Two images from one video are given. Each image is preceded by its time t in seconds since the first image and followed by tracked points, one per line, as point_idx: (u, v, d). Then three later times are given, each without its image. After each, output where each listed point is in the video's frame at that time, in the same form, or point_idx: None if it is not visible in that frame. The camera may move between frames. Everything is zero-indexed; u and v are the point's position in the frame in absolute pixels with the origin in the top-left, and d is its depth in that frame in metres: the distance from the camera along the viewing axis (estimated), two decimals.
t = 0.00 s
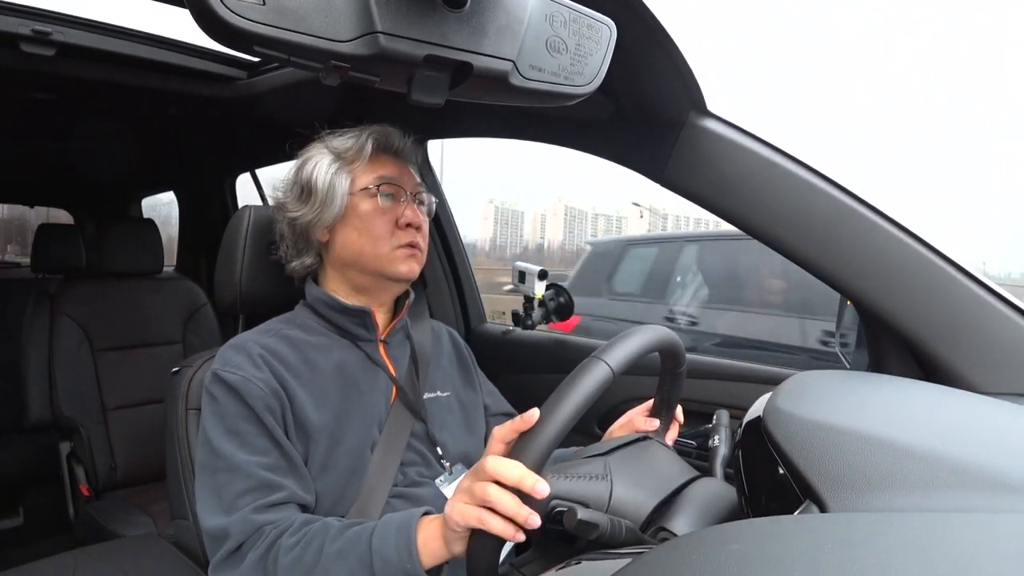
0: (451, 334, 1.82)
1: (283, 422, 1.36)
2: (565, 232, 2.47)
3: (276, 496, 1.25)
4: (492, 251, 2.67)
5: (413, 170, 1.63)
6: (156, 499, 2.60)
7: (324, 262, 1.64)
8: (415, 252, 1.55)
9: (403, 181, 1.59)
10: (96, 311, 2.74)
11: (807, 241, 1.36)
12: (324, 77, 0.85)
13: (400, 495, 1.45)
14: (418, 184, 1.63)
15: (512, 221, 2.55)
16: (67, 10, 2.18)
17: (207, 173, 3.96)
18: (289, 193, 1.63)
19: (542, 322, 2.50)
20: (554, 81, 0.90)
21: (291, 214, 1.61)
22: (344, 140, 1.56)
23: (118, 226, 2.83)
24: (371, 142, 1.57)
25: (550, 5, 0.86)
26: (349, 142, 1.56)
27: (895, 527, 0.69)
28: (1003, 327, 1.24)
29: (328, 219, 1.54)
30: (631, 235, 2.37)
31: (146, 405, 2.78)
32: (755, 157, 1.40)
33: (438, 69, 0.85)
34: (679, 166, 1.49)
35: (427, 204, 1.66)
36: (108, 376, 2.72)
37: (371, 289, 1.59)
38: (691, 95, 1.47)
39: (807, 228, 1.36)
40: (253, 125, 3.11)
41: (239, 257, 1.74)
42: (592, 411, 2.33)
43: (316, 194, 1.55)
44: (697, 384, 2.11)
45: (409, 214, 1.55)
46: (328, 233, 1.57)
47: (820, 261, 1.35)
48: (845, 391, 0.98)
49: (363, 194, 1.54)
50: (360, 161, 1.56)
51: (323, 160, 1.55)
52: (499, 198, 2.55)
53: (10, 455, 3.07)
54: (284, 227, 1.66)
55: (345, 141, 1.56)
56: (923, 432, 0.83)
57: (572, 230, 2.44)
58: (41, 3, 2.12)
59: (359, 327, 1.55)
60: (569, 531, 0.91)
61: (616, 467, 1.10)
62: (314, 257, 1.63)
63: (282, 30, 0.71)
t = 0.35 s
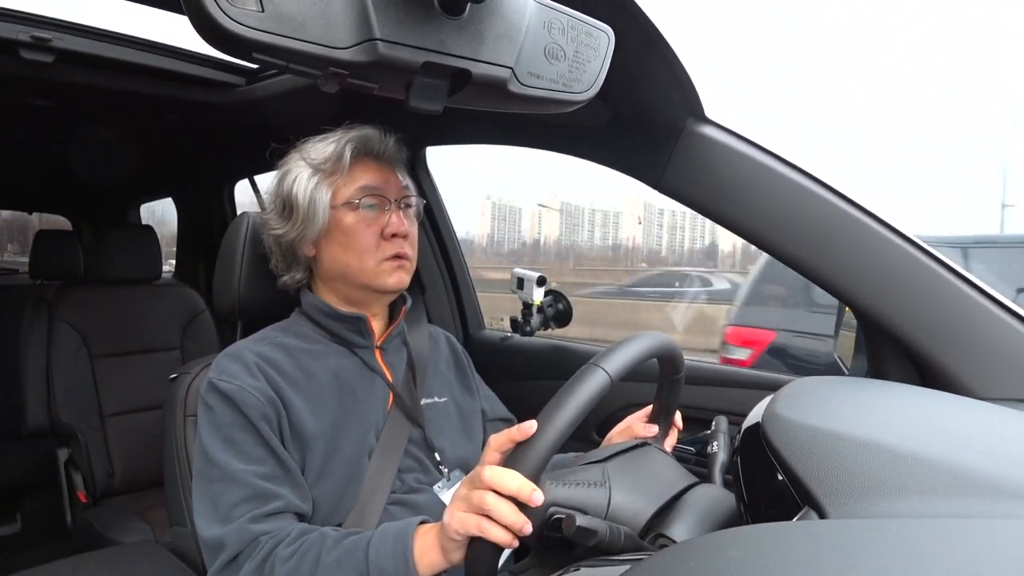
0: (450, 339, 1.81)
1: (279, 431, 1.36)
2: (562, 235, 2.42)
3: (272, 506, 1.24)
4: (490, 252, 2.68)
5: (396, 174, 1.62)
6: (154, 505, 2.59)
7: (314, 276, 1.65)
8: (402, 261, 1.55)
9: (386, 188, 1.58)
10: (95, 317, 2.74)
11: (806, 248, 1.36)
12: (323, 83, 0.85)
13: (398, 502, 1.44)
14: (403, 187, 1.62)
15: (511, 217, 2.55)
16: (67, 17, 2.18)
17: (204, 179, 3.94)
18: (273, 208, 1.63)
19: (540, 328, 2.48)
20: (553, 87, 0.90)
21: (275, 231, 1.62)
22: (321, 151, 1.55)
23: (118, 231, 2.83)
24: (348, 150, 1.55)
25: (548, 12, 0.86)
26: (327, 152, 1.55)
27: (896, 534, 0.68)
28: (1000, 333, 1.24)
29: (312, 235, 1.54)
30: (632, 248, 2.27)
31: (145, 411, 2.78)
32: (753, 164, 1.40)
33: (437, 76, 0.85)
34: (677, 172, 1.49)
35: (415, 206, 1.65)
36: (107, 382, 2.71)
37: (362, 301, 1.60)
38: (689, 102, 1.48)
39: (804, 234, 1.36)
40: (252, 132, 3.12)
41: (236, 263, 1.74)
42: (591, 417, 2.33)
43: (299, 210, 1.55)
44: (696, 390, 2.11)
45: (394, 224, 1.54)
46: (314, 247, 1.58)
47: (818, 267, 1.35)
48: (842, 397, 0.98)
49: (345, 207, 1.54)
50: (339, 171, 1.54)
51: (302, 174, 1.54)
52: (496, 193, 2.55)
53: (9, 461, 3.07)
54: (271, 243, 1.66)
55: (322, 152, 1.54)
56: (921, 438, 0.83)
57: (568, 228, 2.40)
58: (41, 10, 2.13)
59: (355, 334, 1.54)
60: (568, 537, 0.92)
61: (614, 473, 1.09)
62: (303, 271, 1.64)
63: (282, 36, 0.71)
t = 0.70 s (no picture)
0: (450, 334, 1.82)
1: (281, 421, 1.36)
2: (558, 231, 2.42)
3: (275, 495, 1.24)
4: (490, 247, 2.69)
5: (398, 168, 1.62)
6: (154, 500, 2.59)
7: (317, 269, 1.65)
8: (404, 255, 1.55)
9: (387, 181, 1.58)
10: (95, 312, 2.74)
11: (807, 243, 1.36)
12: (323, 77, 0.85)
13: (398, 496, 1.44)
14: (405, 181, 1.62)
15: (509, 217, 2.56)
16: (66, 11, 2.18)
17: (203, 175, 3.95)
18: (276, 203, 1.63)
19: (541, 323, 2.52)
20: (553, 81, 0.91)
21: (278, 226, 1.62)
22: (322, 145, 1.54)
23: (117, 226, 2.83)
24: (349, 143, 1.55)
25: (548, 6, 0.86)
26: (328, 145, 1.54)
27: (895, 529, 0.68)
28: (999, 328, 1.24)
29: (313, 229, 1.55)
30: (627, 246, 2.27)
31: (145, 406, 2.78)
32: (754, 159, 1.40)
33: (437, 70, 0.85)
34: (677, 167, 1.49)
35: (416, 199, 1.65)
36: (107, 377, 2.71)
37: (364, 295, 1.60)
38: (689, 96, 1.47)
39: (805, 228, 1.36)
40: (252, 126, 3.12)
41: (237, 258, 1.74)
42: (591, 412, 2.34)
43: (300, 204, 1.55)
44: (695, 385, 2.12)
45: (395, 217, 1.54)
46: (317, 241, 1.58)
47: (819, 262, 1.35)
48: (842, 391, 0.98)
49: (346, 200, 1.54)
50: (341, 164, 1.54)
51: (304, 168, 1.54)
52: (495, 193, 2.56)
53: (9, 456, 3.07)
54: (274, 238, 1.66)
55: (323, 145, 1.54)
56: (920, 433, 0.83)
57: (566, 225, 2.38)
58: (40, 4, 2.12)
59: (357, 328, 1.55)
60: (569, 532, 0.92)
61: (615, 468, 1.09)
62: (307, 265, 1.64)
63: (281, 30, 0.71)
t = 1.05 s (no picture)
0: (451, 337, 1.82)
1: (282, 424, 1.36)
2: (557, 229, 2.42)
3: (275, 498, 1.24)
4: (487, 245, 2.68)
5: (407, 177, 1.61)
6: (154, 503, 2.59)
7: (319, 272, 1.65)
8: (407, 265, 1.55)
9: (397, 192, 1.58)
10: (95, 314, 2.74)
11: (807, 245, 1.36)
12: (324, 80, 0.85)
13: (398, 498, 1.44)
14: (414, 192, 1.62)
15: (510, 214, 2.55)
16: (66, 14, 2.18)
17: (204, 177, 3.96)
18: (282, 202, 1.63)
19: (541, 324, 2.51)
20: (553, 84, 0.91)
21: (283, 226, 1.62)
22: (333, 150, 1.54)
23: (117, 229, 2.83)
24: (361, 151, 1.54)
25: (548, 9, 0.86)
26: (339, 150, 1.54)
27: (896, 531, 0.68)
28: (1000, 330, 1.24)
29: (318, 234, 1.55)
30: (627, 240, 2.22)
31: (145, 408, 2.78)
32: (754, 161, 1.40)
33: (437, 73, 0.85)
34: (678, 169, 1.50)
35: (424, 210, 1.65)
36: (107, 379, 2.71)
37: (364, 301, 1.60)
38: (690, 98, 1.47)
39: (805, 231, 1.36)
40: (252, 128, 3.11)
41: (237, 260, 1.74)
42: (592, 414, 2.34)
43: (307, 208, 1.55)
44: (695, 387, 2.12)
45: (401, 229, 1.55)
46: (320, 245, 1.58)
47: (819, 264, 1.36)
48: (844, 394, 0.98)
49: (353, 208, 1.54)
50: (351, 172, 1.54)
51: (313, 172, 1.54)
52: (495, 188, 2.54)
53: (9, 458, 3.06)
54: (278, 237, 1.67)
55: (335, 150, 1.53)
56: (920, 435, 0.83)
57: (566, 222, 2.39)
58: (41, 7, 2.12)
59: (357, 331, 1.55)
60: (568, 534, 0.92)
61: (615, 470, 1.10)
62: (309, 266, 1.64)
63: (281, 33, 0.71)
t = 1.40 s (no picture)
0: (451, 336, 1.82)
1: (282, 422, 1.36)
2: (557, 228, 2.42)
3: (276, 495, 1.24)
4: (487, 243, 2.69)
5: (409, 176, 1.61)
6: (154, 501, 2.59)
7: (321, 271, 1.65)
8: (410, 263, 1.55)
9: (399, 190, 1.58)
10: (95, 313, 2.74)
11: (808, 243, 1.36)
12: (324, 78, 0.85)
13: (398, 496, 1.44)
14: (416, 191, 1.62)
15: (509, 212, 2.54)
16: (66, 11, 2.18)
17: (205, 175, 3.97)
18: (284, 201, 1.63)
19: (541, 323, 2.52)
20: (554, 82, 0.90)
21: (285, 225, 1.62)
22: (335, 149, 1.53)
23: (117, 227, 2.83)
24: (363, 150, 1.54)
25: (549, 7, 0.86)
26: (341, 149, 1.53)
27: (896, 528, 0.69)
28: (1000, 328, 1.24)
29: (321, 232, 1.55)
30: (625, 239, 2.25)
31: (146, 407, 2.78)
32: (755, 159, 1.40)
33: (438, 71, 0.85)
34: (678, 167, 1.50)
35: (425, 209, 1.65)
36: (107, 377, 2.72)
37: (366, 299, 1.60)
38: (690, 96, 1.47)
39: (807, 229, 1.36)
40: (252, 127, 3.11)
41: (237, 259, 1.74)
42: (592, 412, 2.34)
43: (309, 207, 1.55)
44: (696, 386, 2.12)
45: (404, 227, 1.55)
46: (322, 244, 1.58)
47: (820, 263, 1.36)
48: (845, 393, 0.98)
49: (356, 206, 1.54)
50: (353, 170, 1.54)
51: (316, 170, 1.54)
52: (495, 189, 2.55)
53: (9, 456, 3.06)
54: (279, 236, 1.66)
55: (337, 149, 1.53)
56: (920, 433, 0.83)
57: (565, 222, 2.39)
58: (41, 5, 2.12)
59: (358, 329, 1.55)
60: (569, 532, 0.91)
61: (616, 468, 1.09)
62: (311, 265, 1.64)
63: (282, 31, 0.71)
